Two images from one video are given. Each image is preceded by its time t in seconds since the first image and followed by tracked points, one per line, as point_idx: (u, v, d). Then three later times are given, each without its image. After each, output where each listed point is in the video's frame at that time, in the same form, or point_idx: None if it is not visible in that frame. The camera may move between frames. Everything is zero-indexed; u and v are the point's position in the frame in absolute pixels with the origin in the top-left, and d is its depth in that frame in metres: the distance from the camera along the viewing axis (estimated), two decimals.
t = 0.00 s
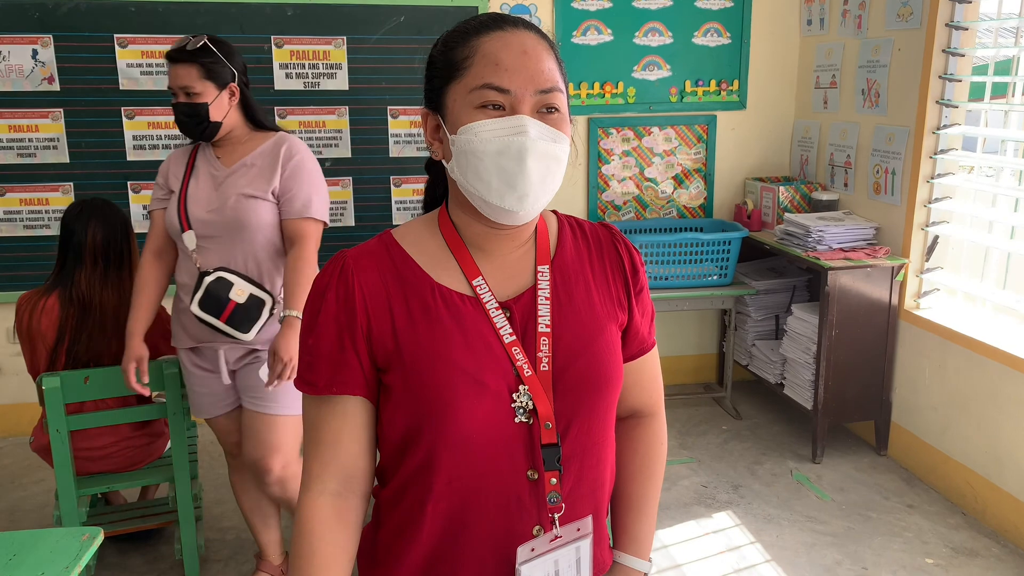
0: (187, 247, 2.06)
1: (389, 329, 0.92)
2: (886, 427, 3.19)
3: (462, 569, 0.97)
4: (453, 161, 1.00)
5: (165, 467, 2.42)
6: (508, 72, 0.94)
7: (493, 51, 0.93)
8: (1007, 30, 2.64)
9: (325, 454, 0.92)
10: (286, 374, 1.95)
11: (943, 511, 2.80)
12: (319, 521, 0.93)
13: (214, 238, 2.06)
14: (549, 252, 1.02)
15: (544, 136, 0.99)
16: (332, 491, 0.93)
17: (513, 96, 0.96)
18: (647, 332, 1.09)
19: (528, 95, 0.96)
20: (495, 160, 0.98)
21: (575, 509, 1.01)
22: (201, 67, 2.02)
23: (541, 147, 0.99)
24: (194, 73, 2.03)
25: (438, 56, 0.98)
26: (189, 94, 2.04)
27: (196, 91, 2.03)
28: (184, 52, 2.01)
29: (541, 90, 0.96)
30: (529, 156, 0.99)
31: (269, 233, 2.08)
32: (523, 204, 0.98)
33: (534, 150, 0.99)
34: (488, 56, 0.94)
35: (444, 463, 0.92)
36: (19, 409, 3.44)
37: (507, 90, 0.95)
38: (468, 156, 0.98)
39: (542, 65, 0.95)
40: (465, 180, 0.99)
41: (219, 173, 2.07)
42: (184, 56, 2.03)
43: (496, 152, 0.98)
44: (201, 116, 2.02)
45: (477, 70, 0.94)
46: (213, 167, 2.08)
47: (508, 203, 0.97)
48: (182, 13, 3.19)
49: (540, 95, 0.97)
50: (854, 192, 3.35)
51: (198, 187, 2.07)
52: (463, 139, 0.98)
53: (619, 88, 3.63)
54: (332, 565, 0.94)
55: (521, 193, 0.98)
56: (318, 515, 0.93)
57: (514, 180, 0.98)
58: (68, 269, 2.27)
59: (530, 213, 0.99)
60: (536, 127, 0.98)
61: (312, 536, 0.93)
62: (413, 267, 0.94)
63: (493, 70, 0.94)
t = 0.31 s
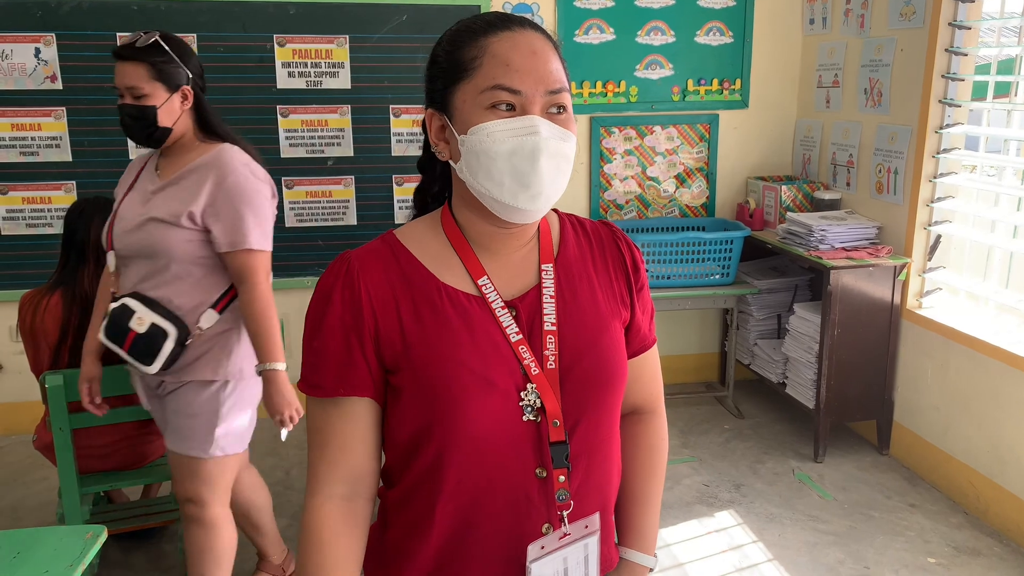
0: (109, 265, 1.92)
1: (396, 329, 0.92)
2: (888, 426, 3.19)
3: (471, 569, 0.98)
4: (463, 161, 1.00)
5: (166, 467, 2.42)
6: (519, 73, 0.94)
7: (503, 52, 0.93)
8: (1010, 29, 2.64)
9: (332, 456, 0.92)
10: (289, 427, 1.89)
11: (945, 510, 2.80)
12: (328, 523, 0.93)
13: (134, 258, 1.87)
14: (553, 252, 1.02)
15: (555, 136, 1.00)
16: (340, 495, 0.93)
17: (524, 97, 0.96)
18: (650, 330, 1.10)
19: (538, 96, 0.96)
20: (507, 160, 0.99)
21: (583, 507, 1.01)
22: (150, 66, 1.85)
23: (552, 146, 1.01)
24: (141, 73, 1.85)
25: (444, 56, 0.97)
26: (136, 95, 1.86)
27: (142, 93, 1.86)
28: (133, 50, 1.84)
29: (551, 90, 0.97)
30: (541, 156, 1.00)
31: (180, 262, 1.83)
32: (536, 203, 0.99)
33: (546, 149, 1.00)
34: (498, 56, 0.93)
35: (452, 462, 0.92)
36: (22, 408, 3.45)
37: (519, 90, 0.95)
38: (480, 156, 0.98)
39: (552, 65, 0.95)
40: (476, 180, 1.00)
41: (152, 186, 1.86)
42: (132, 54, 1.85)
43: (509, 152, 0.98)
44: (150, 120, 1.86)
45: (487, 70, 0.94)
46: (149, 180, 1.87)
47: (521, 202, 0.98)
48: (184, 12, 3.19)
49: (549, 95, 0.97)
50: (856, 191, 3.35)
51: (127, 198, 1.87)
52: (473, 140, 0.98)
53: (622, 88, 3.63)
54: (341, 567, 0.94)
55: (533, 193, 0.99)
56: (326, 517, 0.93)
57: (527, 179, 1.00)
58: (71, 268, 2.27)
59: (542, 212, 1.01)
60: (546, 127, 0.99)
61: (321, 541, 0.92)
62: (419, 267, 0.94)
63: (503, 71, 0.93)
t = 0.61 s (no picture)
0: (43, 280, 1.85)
1: (409, 328, 0.92)
2: (889, 426, 3.20)
3: (484, 565, 0.98)
4: (475, 161, 1.01)
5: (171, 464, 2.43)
6: (532, 74, 0.94)
7: (516, 53, 0.94)
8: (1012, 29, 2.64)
9: (345, 456, 0.93)
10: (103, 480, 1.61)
11: (946, 509, 2.81)
12: (344, 523, 0.93)
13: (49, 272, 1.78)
14: (562, 252, 1.03)
15: (566, 136, 1.02)
16: (354, 493, 0.94)
17: (537, 97, 0.96)
18: (657, 328, 1.11)
19: (550, 96, 0.97)
20: (521, 160, 1.00)
21: (594, 504, 1.02)
22: (51, 65, 1.68)
23: (563, 146, 1.02)
24: (47, 71, 1.69)
25: (456, 56, 0.98)
26: (49, 96, 1.72)
27: (52, 93, 1.71)
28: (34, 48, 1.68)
29: (563, 91, 0.98)
30: (552, 155, 1.02)
31: (74, 278, 1.71)
32: (549, 202, 1.00)
33: (558, 148, 1.01)
34: (510, 57, 0.94)
35: (466, 460, 0.92)
36: (25, 406, 3.45)
37: (531, 91, 0.96)
38: (493, 156, 0.99)
39: (563, 66, 0.96)
40: (489, 180, 1.00)
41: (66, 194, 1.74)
42: (37, 50, 1.70)
43: (522, 152, 1.00)
44: (62, 125, 1.72)
45: (500, 71, 0.95)
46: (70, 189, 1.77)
47: (534, 202, 1.00)
48: (188, 11, 3.20)
49: (561, 96, 0.98)
50: (858, 191, 3.36)
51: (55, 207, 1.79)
52: (487, 140, 0.99)
53: (624, 87, 3.64)
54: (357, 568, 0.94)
55: (546, 193, 1.00)
56: (341, 517, 0.93)
57: (540, 179, 1.01)
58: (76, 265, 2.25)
59: (554, 211, 1.02)
60: (558, 126, 1.00)
61: (336, 541, 0.93)
62: (431, 267, 0.95)
63: (516, 71, 0.94)
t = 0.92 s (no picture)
0: None
1: (417, 327, 0.93)
2: (889, 424, 3.21)
3: (490, 562, 0.99)
4: (483, 160, 1.02)
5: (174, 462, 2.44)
6: (540, 74, 0.95)
7: (524, 53, 0.95)
8: (1010, 29, 2.66)
9: (353, 453, 0.93)
10: None
11: (946, 507, 2.82)
12: (349, 520, 0.93)
13: None
14: (568, 251, 1.04)
15: (573, 136, 1.03)
16: (360, 491, 0.93)
17: (545, 97, 0.97)
18: (663, 327, 1.12)
19: (558, 95, 0.98)
20: (529, 160, 1.01)
21: (599, 501, 1.03)
22: None
23: (571, 145, 1.03)
24: None
25: (464, 56, 0.99)
26: None
27: None
28: None
29: (570, 90, 0.98)
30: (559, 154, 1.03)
31: None
32: (555, 202, 1.02)
33: (565, 148, 1.03)
34: (519, 57, 0.95)
35: (474, 457, 0.93)
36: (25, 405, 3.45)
37: (539, 90, 0.96)
38: (501, 156, 1.00)
39: (571, 65, 0.97)
40: (496, 180, 1.01)
41: None
42: None
43: (530, 152, 1.01)
44: None
45: (509, 70, 0.95)
46: None
47: (541, 202, 1.01)
48: (189, 12, 3.20)
49: (569, 95, 0.99)
50: (857, 190, 3.37)
51: None
52: (495, 139, 1.00)
53: (624, 87, 3.64)
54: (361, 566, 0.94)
55: (553, 192, 1.02)
56: (346, 515, 0.93)
57: (547, 178, 1.02)
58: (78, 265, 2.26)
59: (560, 210, 1.03)
60: (566, 126, 1.01)
61: (342, 537, 0.93)
62: (439, 266, 0.96)
63: (525, 71, 0.95)
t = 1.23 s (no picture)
0: None
1: (422, 327, 0.93)
2: (887, 423, 3.22)
3: (495, 562, 1.00)
4: (491, 163, 1.03)
5: (174, 462, 2.44)
6: (548, 76, 0.96)
7: (533, 55, 0.95)
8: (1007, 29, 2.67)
9: (357, 451, 0.94)
10: None
11: (944, 506, 2.83)
12: (351, 520, 0.93)
13: None
14: (574, 251, 1.05)
15: (581, 139, 1.03)
16: (364, 489, 0.94)
17: (553, 99, 0.98)
18: (668, 326, 1.12)
19: (567, 98, 0.98)
20: (536, 163, 1.02)
21: (604, 501, 1.03)
22: None
23: (578, 149, 1.04)
24: None
25: (472, 58, 1.00)
26: None
27: None
28: None
29: (578, 93, 0.99)
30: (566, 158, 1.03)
31: None
32: (563, 205, 1.02)
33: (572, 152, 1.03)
34: (528, 60, 0.95)
35: (479, 457, 0.93)
36: (24, 407, 3.45)
37: (548, 93, 0.97)
38: (510, 158, 1.01)
39: (579, 67, 0.97)
40: (504, 182, 1.02)
41: None
42: None
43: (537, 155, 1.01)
44: None
45: (517, 73, 0.96)
46: None
47: (548, 205, 1.01)
48: (187, 13, 3.20)
49: (577, 98, 0.99)
50: (855, 190, 3.38)
51: None
52: (503, 142, 1.01)
53: (622, 87, 3.65)
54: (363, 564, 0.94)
55: (561, 196, 1.02)
56: (349, 512, 0.94)
57: (554, 182, 1.03)
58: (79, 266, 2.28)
59: (568, 213, 1.04)
60: (574, 128, 1.01)
61: (346, 534, 0.93)
62: (444, 267, 0.96)
63: (533, 73, 0.95)
